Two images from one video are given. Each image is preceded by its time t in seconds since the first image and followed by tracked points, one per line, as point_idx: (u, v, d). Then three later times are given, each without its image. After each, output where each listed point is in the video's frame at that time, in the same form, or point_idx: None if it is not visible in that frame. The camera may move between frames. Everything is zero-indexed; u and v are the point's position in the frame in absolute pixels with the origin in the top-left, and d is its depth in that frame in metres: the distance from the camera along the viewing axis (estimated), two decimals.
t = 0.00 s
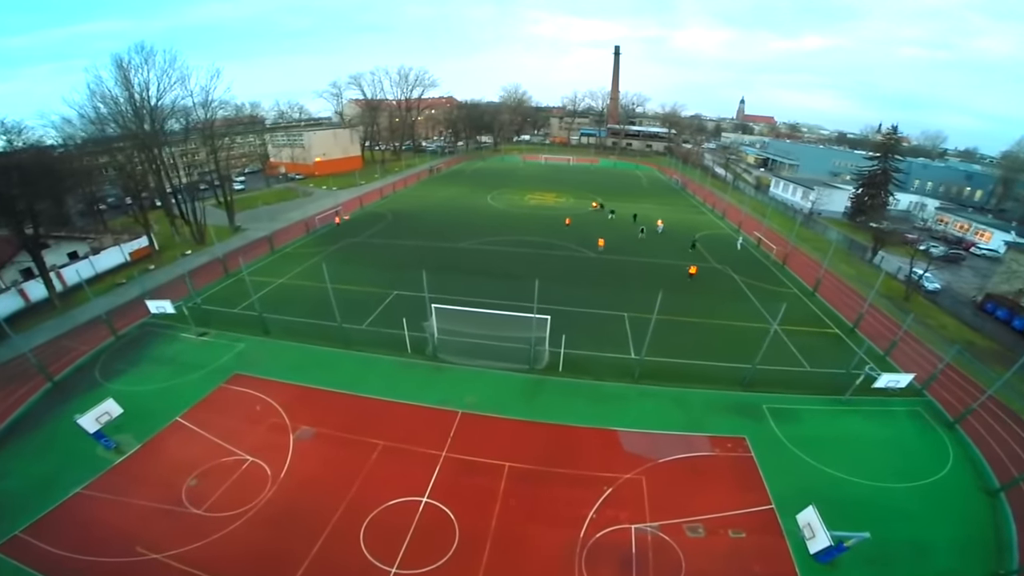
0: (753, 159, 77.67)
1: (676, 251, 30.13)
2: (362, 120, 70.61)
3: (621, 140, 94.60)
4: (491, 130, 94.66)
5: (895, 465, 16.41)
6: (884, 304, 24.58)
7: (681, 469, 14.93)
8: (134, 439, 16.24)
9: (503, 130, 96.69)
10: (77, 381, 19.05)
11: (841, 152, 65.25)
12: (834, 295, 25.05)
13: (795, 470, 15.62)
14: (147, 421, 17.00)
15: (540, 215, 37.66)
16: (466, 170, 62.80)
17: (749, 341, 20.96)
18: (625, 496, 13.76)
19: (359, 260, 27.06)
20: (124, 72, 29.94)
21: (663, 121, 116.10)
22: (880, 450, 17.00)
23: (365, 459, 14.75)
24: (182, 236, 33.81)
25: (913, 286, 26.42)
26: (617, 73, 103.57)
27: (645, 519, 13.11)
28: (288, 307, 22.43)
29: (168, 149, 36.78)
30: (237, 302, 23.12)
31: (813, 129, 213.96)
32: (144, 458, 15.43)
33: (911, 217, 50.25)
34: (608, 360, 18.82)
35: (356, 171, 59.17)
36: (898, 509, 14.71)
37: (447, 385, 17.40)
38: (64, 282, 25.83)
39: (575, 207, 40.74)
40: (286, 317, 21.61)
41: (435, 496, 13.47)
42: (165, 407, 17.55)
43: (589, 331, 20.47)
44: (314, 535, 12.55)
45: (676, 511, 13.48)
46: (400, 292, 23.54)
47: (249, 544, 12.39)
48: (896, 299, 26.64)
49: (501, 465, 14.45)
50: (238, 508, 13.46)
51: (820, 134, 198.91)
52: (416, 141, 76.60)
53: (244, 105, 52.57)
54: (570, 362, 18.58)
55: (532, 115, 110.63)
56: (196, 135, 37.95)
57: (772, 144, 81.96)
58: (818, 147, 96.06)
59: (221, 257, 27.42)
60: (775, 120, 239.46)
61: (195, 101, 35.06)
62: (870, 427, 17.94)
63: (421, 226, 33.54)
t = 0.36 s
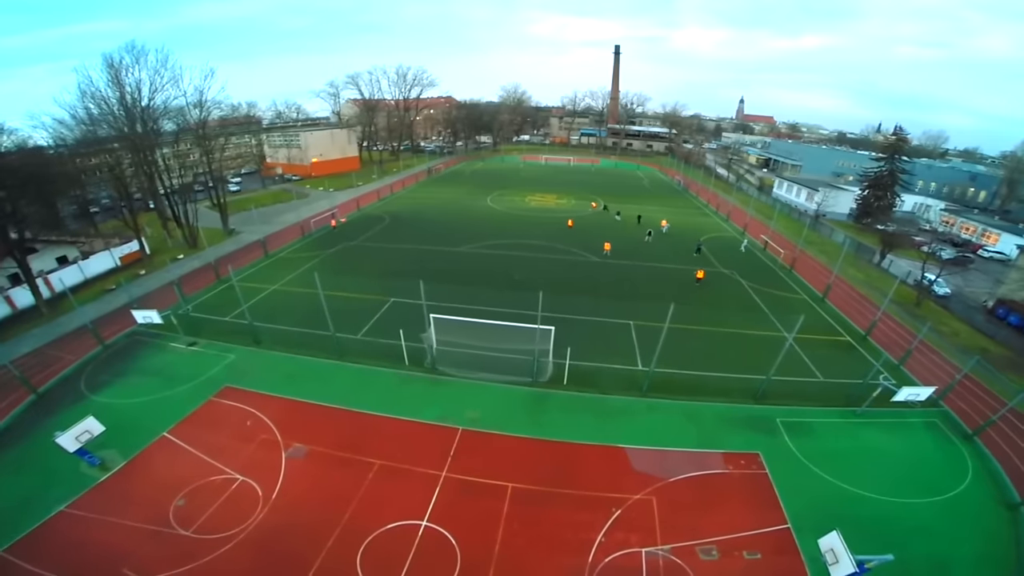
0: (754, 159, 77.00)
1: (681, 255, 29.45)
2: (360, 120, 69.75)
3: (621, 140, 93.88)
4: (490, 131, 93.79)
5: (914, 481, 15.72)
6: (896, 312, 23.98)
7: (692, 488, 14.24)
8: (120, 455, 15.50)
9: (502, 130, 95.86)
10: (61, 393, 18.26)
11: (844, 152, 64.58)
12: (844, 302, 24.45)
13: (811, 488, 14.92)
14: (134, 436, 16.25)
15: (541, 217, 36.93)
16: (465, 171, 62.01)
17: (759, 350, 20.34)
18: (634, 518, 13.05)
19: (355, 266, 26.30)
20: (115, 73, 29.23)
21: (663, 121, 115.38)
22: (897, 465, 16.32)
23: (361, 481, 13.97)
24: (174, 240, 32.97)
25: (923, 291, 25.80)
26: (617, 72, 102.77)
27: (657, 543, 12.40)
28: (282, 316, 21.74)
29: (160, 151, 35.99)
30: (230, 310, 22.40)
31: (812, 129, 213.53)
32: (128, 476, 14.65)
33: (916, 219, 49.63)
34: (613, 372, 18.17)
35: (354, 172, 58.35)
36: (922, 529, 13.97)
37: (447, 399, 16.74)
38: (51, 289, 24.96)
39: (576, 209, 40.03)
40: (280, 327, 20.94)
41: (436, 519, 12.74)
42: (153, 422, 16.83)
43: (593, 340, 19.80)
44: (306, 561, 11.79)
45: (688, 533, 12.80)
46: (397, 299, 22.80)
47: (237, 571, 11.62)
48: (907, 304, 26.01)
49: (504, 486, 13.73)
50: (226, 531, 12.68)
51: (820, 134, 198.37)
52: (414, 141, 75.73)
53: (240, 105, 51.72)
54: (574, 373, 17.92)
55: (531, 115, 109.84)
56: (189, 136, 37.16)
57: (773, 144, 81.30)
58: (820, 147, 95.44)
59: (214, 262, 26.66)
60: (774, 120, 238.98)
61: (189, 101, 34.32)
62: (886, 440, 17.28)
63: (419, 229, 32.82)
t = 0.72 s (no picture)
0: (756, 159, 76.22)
1: (686, 259, 28.73)
2: (358, 120, 68.85)
3: (621, 140, 93.06)
4: (489, 131, 92.88)
5: (937, 497, 15.00)
6: (908, 319, 23.34)
7: (705, 508, 13.53)
8: (105, 472, 14.72)
9: (501, 130, 95.01)
10: (44, 407, 17.43)
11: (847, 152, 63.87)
12: (855, 309, 23.81)
13: (830, 507, 14.20)
14: (120, 452, 15.47)
15: (542, 220, 36.18)
16: (464, 172, 61.24)
17: (770, 360, 19.68)
18: (647, 542, 12.32)
19: (352, 271, 25.50)
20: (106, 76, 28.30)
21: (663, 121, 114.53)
22: (917, 479, 15.61)
23: (357, 503, 13.20)
24: (166, 244, 32.11)
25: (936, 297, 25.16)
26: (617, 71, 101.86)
27: (671, 568, 11.66)
28: (276, 325, 21.00)
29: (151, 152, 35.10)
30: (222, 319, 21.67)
31: (811, 129, 212.83)
32: (112, 495, 13.86)
33: (921, 220, 48.99)
34: (620, 385, 17.49)
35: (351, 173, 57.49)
36: (949, 549, 13.25)
37: (447, 414, 16.03)
38: (37, 296, 24.08)
39: (577, 211, 39.28)
40: (274, 337, 20.21)
41: (436, 545, 11.98)
42: (140, 437, 16.05)
43: (599, 350, 19.07)
44: None
45: (703, 557, 12.07)
46: (395, 307, 22.01)
47: None
48: (919, 310, 25.34)
49: (508, 508, 13.00)
50: (212, 557, 11.88)
51: (819, 134, 197.83)
52: (413, 142, 74.82)
53: (235, 104, 50.79)
54: (579, 387, 17.24)
55: (530, 115, 108.95)
56: (182, 138, 36.28)
57: (775, 144, 80.53)
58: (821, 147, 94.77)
59: (207, 268, 25.88)
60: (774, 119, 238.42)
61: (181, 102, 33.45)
62: (904, 453, 16.59)
63: (418, 232, 32.06)
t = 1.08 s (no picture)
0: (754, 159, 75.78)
1: (689, 263, 28.08)
2: (353, 121, 67.88)
3: (619, 141, 92.45)
4: (486, 131, 92.05)
5: (958, 512, 14.35)
6: (919, 326, 22.78)
7: (719, 529, 12.83)
8: (87, 492, 13.90)
9: (498, 130, 94.21)
10: (21, 423, 16.51)
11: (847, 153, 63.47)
12: (863, 315, 23.20)
13: (850, 526, 13.51)
14: (103, 470, 14.65)
15: (541, 223, 35.47)
16: (461, 173, 60.40)
17: (778, 371, 19.05)
18: (659, 567, 11.63)
19: (346, 278, 24.68)
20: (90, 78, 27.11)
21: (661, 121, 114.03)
22: (936, 494, 14.96)
23: (351, 528, 12.42)
24: (155, 249, 31.14)
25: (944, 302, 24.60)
26: (615, 71, 101.19)
27: None
28: (266, 335, 20.18)
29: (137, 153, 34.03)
30: (210, 329, 20.86)
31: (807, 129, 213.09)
32: (92, 518, 13.05)
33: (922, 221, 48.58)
34: (625, 399, 16.79)
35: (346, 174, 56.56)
36: (976, 570, 12.57)
37: (446, 432, 15.30)
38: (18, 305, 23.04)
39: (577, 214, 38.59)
40: (264, 348, 19.40)
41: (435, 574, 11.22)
42: (124, 455, 15.22)
43: (603, 361, 18.36)
44: None
45: None
46: (390, 315, 21.22)
47: None
48: (927, 316, 24.78)
49: (511, 533, 12.26)
50: None
51: (815, 133, 198.05)
52: (409, 143, 73.93)
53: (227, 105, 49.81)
54: (583, 401, 16.55)
55: (527, 115, 108.20)
56: (169, 138, 35.24)
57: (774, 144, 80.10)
58: (819, 147, 94.47)
59: (195, 276, 24.97)
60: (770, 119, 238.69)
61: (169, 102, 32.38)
62: (921, 466, 15.95)
63: (414, 236, 31.26)
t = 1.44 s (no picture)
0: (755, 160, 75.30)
1: (694, 267, 27.37)
2: (349, 120, 66.95)
3: (618, 140, 91.75)
4: (484, 131, 91.15)
5: (984, 529, 13.63)
6: (932, 333, 22.18)
7: (736, 552, 12.12)
8: (69, 511, 13.18)
9: (496, 130, 93.37)
10: None
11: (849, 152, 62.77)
12: (874, 323, 22.57)
13: (873, 547, 12.78)
14: (87, 488, 13.91)
15: (542, 225, 34.74)
16: (459, 173, 59.58)
17: (789, 381, 18.40)
18: None
19: (340, 284, 23.88)
20: (80, 77, 25.94)
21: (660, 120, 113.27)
22: (960, 509, 14.25)
23: (345, 555, 11.64)
24: (145, 254, 30.25)
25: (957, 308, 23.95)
26: (615, 70, 100.42)
27: None
28: (258, 345, 19.39)
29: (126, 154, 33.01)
30: (199, 339, 20.07)
31: (804, 129, 213.09)
32: (73, 542, 12.29)
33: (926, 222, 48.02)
34: (632, 413, 16.08)
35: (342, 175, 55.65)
36: None
37: (446, 451, 14.55)
38: None
39: (578, 216, 37.89)
40: (255, 360, 18.62)
41: None
42: (109, 471, 14.48)
43: (609, 372, 17.62)
44: None
45: None
46: (387, 324, 20.44)
47: None
48: (939, 322, 24.14)
49: (516, 559, 11.51)
50: None
51: (813, 133, 197.85)
52: (406, 143, 73.04)
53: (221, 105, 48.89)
54: (589, 416, 15.82)
55: (526, 115, 107.41)
56: (159, 138, 34.26)
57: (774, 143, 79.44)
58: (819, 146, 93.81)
59: (184, 282, 24.15)
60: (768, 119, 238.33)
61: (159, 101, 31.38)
62: (943, 480, 15.24)
63: (412, 239, 30.47)
